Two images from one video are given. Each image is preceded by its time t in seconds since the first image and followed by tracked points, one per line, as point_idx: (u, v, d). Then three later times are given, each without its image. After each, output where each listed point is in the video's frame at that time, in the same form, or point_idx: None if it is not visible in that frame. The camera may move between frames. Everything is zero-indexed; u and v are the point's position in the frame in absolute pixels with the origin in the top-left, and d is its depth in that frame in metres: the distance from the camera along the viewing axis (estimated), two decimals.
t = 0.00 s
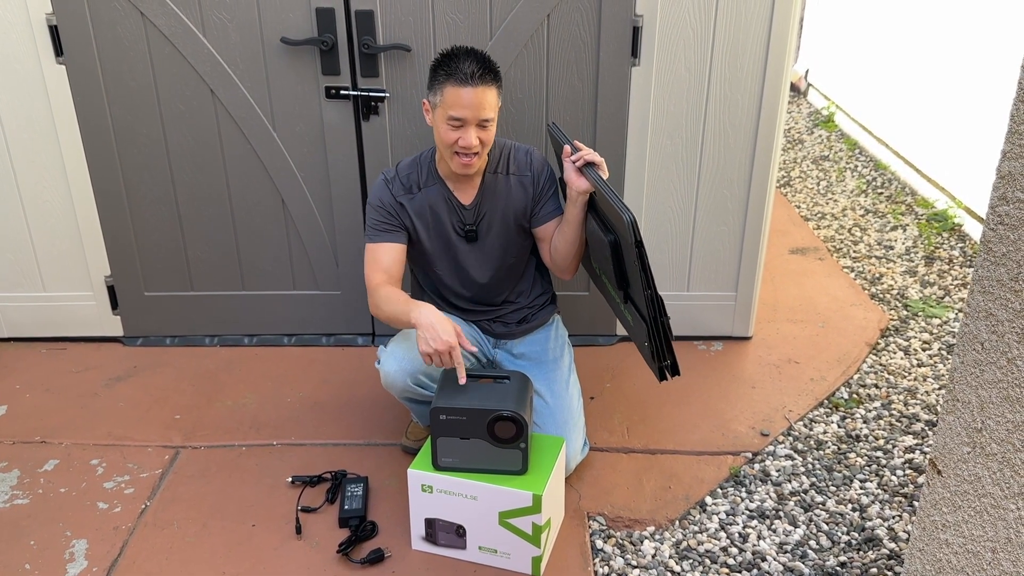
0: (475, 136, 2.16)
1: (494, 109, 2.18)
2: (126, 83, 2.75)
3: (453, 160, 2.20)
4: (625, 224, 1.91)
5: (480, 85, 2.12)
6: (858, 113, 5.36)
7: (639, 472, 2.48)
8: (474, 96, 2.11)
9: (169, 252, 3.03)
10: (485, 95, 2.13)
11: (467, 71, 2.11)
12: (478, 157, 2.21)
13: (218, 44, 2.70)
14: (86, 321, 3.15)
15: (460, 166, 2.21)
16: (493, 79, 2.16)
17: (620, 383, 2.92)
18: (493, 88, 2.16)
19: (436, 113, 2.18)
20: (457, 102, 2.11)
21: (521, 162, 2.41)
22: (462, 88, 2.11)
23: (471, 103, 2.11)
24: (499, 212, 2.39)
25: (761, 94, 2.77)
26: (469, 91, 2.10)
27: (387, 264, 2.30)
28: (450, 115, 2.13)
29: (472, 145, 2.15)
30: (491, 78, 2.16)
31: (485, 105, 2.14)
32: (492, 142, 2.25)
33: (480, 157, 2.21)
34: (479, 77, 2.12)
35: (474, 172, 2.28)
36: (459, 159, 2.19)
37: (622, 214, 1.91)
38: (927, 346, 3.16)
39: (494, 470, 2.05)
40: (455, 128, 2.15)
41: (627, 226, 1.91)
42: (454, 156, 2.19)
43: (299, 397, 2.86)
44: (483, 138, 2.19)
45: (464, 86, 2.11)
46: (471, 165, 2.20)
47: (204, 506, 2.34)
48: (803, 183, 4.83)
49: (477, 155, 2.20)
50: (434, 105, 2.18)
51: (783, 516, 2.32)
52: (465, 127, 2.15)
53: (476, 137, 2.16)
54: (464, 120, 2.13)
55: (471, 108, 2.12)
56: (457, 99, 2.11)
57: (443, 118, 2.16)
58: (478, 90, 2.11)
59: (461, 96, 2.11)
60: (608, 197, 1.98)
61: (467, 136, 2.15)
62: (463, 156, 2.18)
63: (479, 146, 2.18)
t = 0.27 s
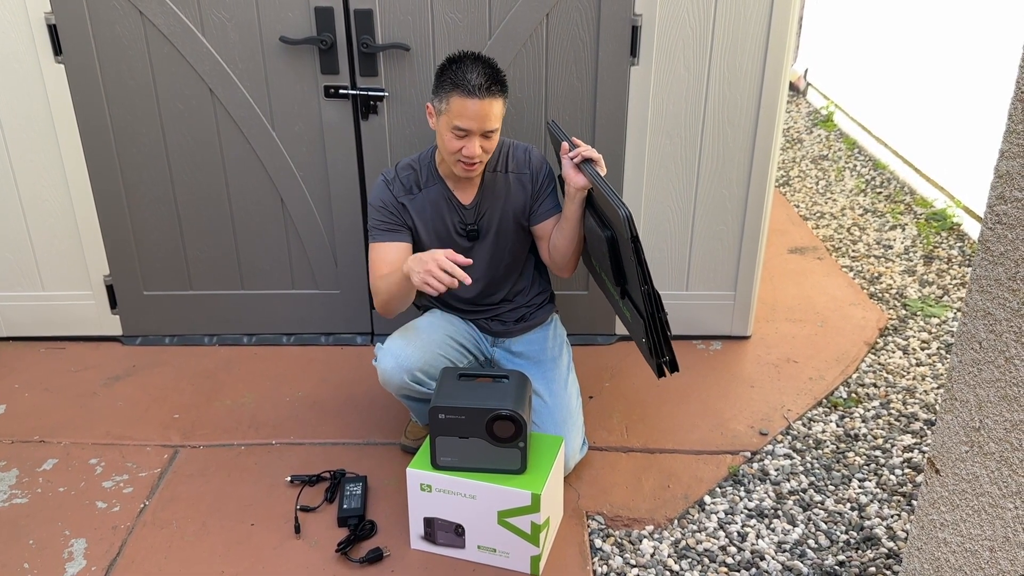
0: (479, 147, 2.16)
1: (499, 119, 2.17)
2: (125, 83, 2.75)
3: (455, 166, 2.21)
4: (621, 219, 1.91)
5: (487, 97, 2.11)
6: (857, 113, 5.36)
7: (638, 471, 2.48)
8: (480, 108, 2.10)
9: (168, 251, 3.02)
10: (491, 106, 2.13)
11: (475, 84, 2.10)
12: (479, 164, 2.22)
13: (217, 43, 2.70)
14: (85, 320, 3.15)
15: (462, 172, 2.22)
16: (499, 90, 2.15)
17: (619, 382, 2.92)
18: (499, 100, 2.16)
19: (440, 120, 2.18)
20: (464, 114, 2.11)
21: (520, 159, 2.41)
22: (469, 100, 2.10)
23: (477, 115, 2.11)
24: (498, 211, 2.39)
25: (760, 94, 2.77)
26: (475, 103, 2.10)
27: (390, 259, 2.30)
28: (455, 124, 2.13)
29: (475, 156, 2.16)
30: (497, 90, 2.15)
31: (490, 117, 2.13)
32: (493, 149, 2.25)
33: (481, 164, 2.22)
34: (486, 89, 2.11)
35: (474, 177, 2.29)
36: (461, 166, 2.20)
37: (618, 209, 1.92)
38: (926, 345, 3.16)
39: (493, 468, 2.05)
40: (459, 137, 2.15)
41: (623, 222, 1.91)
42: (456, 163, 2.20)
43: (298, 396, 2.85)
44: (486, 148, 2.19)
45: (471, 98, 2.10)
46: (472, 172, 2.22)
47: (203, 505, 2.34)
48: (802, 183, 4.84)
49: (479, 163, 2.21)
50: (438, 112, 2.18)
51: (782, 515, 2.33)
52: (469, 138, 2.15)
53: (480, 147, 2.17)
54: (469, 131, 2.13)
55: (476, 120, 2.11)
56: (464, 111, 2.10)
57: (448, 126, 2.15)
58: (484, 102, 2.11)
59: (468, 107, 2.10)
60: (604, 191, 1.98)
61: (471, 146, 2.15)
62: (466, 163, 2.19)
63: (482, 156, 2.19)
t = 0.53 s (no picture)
0: (452, 142, 2.16)
1: (470, 112, 2.15)
2: (124, 81, 2.75)
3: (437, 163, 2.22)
4: (634, 223, 1.91)
5: (453, 91, 2.10)
6: (856, 112, 5.35)
7: (637, 469, 2.48)
8: (446, 103, 2.10)
9: (168, 250, 3.03)
10: (456, 101, 2.11)
11: (438, 79, 2.10)
12: (461, 159, 2.21)
13: (216, 41, 2.70)
14: (85, 319, 3.15)
15: (446, 169, 2.23)
16: (465, 82, 2.13)
17: (619, 380, 2.93)
18: (467, 92, 2.14)
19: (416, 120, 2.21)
20: (430, 110, 2.11)
21: (525, 158, 2.41)
22: (434, 96, 2.10)
23: (442, 111, 2.11)
24: (502, 209, 2.38)
25: (759, 92, 2.77)
26: (438, 99, 2.10)
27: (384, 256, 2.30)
28: (424, 123, 2.15)
29: (448, 152, 2.16)
30: (463, 83, 2.13)
31: (458, 110, 2.12)
32: (477, 142, 2.23)
33: (463, 160, 2.21)
34: (447, 83, 2.10)
35: (466, 171, 2.29)
36: (442, 163, 2.21)
37: (632, 212, 1.91)
38: (925, 344, 3.16)
39: (492, 467, 2.05)
40: (432, 134, 2.16)
41: (636, 225, 1.91)
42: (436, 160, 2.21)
43: (298, 395, 2.86)
44: (463, 143, 2.18)
45: (434, 95, 2.10)
46: (455, 168, 2.21)
47: (203, 503, 2.34)
48: (801, 182, 4.84)
49: (459, 158, 2.20)
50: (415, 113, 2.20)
51: (781, 513, 2.33)
52: (440, 133, 2.15)
53: (452, 142, 2.16)
54: (437, 128, 2.14)
55: (443, 115, 2.11)
56: (429, 107, 2.11)
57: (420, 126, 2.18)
58: (450, 96, 2.10)
59: (434, 103, 2.10)
60: (616, 194, 1.98)
61: (441, 143, 2.15)
62: (444, 161, 2.20)
63: (459, 150, 2.18)
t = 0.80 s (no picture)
0: (476, 105, 2.15)
1: (492, 77, 2.18)
2: (123, 80, 2.75)
3: (460, 136, 2.18)
4: (647, 205, 1.92)
5: (474, 54, 2.15)
6: (855, 111, 5.35)
7: (636, 468, 2.49)
8: (469, 63, 2.13)
9: (167, 249, 3.02)
10: (479, 61, 2.15)
11: (459, 43, 2.14)
12: (486, 127, 2.18)
13: (215, 40, 2.69)
14: (84, 318, 3.15)
15: (470, 142, 2.18)
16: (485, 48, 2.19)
17: (618, 379, 2.93)
18: (488, 58, 2.19)
19: (436, 96, 2.20)
20: (453, 73, 2.13)
21: (529, 155, 2.41)
22: (456, 58, 2.13)
23: (466, 72, 2.13)
24: (508, 205, 2.38)
25: (758, 91, 2.77)
26: (461, 60, 2.12)
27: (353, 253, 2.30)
28: (447, 89, 2.15)
29: (474, 114, 2.14)
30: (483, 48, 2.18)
31: (480, 72, 2.14)
32: (498, 115, 2.23)
33: (487, 128, 2.18)
34: (469, 47, 2.15)
35: (486, 150, 2.25)
36: (466, 133, 2.17)
37: (645, 195, 1.92)
38: (924, 342, 3.16)
39: (491, 465, 2.05)
40: (455, 101, 2.15)
41: (650, 208, 1.92)
42: (460, 131, 2.17)
43: (297, 394, 2.86)
44: (487, 109, 2.18)
45: (457, 58, 2.13)
46: (480, 137, 2.18)
47: (201, 502, 2.34)
48: (800, 181, 4.84)
49: (484, 125, 2.17)
50: (433, 89, 2.21)
51: (779, 512, 2.33)
52: (464, 97, 2.14)
53: (477, 105, 2.15)
54: (461, 90, 2.14)
55: (466, 76, 2.13)
56: (452, 70, 2.13)
57: (442, 96, 2.17)
58: (472, 58, 2.13)
59: (457, 65, 2.13)
60: (626, 179, 1.98)
61: (467, 105, 2.14)
62: (468, 128, 2.16)
63: (484, 116, 2.17)
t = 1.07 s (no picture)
0: (474, 110, 2.15)
1: (491, 82, 2.17)
2: (121, 79, 2.75)
3: (456, 141, 2.19)
4: (662, 209, 1.94)
5: (474, 58, 2.14)
6: (854, 110, 5.35)
7: (635, 467, 2.49)
8: (468, 68, 2.12)
9: (165, 248, 3.02)
10: (478, 66, 2.14)
11: (459, 46, 2.14)
12: (482, 133, 2.18)
13: (213, 40, 2.69)
14: (82, 318, 3.15)
15: (466, 146, 2.19)
16: (485, 53, 2.18)
17: (616, 378, 2.93)
18: (488, 63, 2.18)
19: (434, 97, 2.20)
20: (452, 76, 2.13)
21: (530, 156, 2.41)
22: (455, 62, 2.13)
23: (465, 77, 2.13)
24: (505, 206, 2.38)
25: (756, 90, 2.77)
26: (461, 64, 2.12)
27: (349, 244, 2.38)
28: (446, 92, 2.15)
29: (471, 119, 2.14)
30: (483, 52, 2.17)
31: (479, 77, 2.14)
32: (496, 120, 2.23)
33: (484, 133, 2.19)
34: (470, 51, 2.14)
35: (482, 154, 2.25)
36: (462, 138, 2.17)
37: (660, 199, 1.94)
38: (922, 341, 3.16)
39: (489, 464, 2.05)
40: (453, 104, 2.16)
41: (665, 212, 1.93)
42: (456, 135, 2.18)
43: (295, 393, 2.86)
44: (484, 114, 2.17)
45: (457, 62, 2.12)
46: (475, 142, 2.18)
47: (200, 502, 2.34)
48: (798, 180, 4.84)
49: (480, 131, 2.17)
50: (432, 90, 2.21)
51: (777, 510, 2.33)
52: (462, 101, 2.15)
53: (475, 110, 2.15)
54: (459, 94, 2.13)
55: (465, 81, 2.13)
56: (451, 73, 2.13)
57: (440, 99, 2.17)
58: (472, 62, 2.13)
59: (456, 69, 2.12)
60: (636, 182, 1.99)
61: (465, 110, 2.14)
62: (465, 133, 2.16)
63: (481, 121, 2.17)
